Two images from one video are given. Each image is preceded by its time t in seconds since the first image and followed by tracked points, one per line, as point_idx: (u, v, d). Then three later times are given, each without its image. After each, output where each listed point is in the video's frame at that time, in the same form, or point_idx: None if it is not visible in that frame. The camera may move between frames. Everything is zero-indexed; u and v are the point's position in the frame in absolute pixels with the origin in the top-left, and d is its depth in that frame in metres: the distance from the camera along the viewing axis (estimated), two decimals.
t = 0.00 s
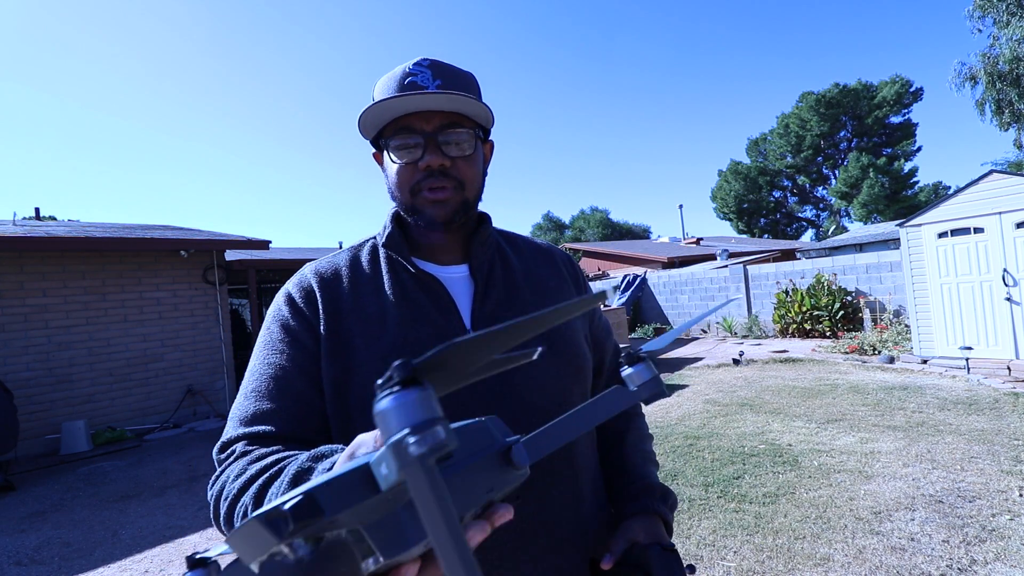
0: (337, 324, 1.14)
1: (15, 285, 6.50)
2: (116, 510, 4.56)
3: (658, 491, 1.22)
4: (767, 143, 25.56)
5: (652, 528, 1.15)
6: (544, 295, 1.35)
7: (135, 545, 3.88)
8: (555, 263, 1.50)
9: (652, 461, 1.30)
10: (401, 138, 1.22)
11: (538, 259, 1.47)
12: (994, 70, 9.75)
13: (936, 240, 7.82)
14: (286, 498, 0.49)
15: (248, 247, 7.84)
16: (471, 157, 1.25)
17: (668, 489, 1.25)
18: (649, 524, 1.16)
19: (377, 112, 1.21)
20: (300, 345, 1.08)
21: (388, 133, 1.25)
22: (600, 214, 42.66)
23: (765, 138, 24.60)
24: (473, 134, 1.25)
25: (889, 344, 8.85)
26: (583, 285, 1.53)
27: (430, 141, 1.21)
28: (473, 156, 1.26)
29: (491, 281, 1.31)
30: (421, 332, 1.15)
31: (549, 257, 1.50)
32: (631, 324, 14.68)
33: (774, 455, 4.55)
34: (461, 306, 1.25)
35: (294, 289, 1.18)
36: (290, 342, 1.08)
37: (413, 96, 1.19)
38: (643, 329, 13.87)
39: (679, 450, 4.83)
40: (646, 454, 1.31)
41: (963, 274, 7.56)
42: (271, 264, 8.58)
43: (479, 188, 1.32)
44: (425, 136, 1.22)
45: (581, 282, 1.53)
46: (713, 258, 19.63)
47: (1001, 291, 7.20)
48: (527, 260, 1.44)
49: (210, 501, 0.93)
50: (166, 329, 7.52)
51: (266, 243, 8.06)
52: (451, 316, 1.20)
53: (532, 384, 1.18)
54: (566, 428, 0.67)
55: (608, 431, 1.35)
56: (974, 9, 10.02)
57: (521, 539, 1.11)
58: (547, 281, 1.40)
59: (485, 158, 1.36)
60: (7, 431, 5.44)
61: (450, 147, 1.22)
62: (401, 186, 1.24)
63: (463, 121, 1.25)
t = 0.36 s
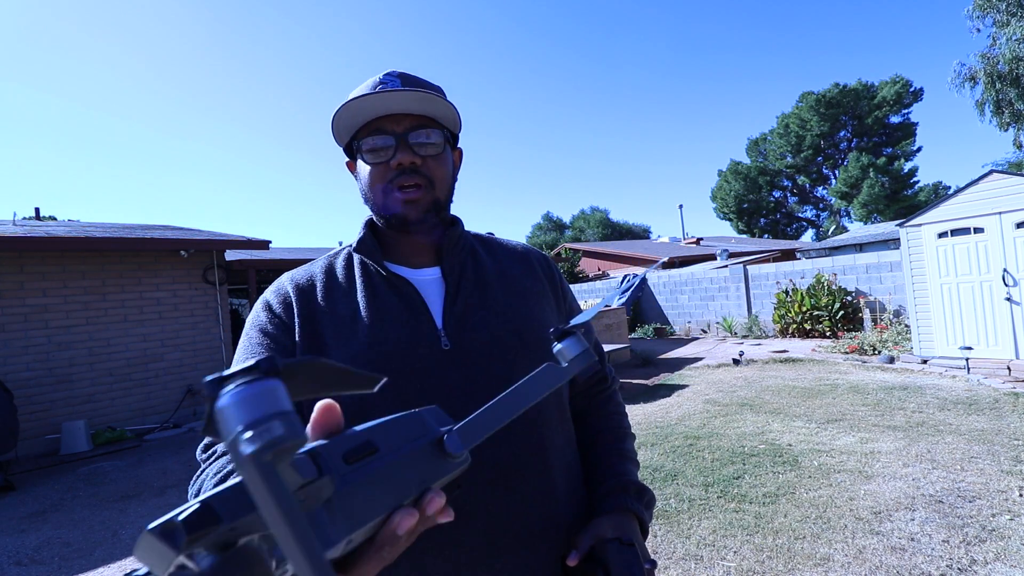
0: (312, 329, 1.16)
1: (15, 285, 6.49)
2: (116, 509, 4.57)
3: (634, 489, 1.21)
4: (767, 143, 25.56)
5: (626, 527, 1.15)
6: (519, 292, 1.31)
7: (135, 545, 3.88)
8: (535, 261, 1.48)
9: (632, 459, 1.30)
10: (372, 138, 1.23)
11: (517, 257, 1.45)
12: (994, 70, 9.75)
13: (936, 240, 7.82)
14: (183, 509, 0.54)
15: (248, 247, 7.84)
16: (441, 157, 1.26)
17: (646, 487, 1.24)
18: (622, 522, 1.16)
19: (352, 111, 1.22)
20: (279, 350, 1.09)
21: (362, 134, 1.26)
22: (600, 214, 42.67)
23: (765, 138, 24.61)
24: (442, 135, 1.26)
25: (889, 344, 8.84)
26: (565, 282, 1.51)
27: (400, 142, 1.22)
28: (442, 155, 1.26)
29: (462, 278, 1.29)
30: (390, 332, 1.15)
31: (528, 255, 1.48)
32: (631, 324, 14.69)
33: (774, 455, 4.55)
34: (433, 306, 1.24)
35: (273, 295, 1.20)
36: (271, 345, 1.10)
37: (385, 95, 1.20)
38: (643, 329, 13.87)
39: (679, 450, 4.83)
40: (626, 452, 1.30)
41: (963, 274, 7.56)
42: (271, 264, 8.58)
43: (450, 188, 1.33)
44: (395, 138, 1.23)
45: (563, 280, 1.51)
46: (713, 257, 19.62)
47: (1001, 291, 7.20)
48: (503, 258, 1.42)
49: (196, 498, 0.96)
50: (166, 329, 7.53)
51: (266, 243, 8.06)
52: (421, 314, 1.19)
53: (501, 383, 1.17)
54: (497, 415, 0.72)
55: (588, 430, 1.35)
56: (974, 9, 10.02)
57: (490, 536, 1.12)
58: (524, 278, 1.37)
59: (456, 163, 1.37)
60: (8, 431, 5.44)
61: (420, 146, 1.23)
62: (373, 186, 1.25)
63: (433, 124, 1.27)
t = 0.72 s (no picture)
0: (305, 329, 1.17)
1: (15, 285, 6.49)
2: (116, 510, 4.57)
3: (625, 491, 1.22)
4: (767, 143, 25.55)
5: (615, 531, 1.15)
6: (512, 293, 1.30)
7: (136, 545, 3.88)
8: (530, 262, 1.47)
9: (625, 462, 1.30)
10: (364, 136, 1.24)
11: (512, 258, 1.44)
12: (994, 70, 9.75)
13: (936, 240, 7.82)
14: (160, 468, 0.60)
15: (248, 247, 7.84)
16: (432, 152, 1.26)
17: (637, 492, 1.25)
18: (612, 527, 1.16)
19: (344, 110, 1.26)
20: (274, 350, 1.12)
21: (357, 134, 1.29)
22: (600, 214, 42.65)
23: (765, 138, 24.60)
24: (432, 130, 1.27)
25: (889, 344, 8.84)
26: (562, 285, 1.50)
27: (391, 138, 1.23)
28: (433, 151, 1.26)
29: (456, 278, 1.29)
30: (381, 330, 1.15)
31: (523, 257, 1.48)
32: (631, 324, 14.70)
33: (774, 455, 4.55)
34: (425, 306, 1.24)
35: (268, 295, 1.21)
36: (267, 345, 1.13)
37: (374, 90, 1.23)
38: (643, 329, 13.88)
39: (679, 450, 4.83)
40: (620, 456, 1.30)
41: (963, 274, 7.56)
42: (270, 264, 8.58)
43: (443, 185, 1.32)
44: (387, 134, 1.24)
45: (559, 282, 1.50)
46: (713, 257, 19.62)
47: (1001, 291, 7.20)
48: (498, 258, 1.41)
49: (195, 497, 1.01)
50: (166, 329, 7.53)
51: (266, 243, 8.06)
52: (412, 312, 1.19)
53: (493, 384, 1.17)
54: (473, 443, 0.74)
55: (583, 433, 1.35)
56: (973, 9, 10.02)
57: (475, 535, 1.12)
58: (519, 278, 1.36)
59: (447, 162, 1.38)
60: (7, 431, 5.44)
61: (411, 140, 1.23)
62: (366, 184, 1.26)
63: (423, 121, 1.28)
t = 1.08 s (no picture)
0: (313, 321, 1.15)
1: (15, 285, 6.50)
2: (116, 509, 4.56)
3: (626, 495, 1.23)
4: (768, 143, 25.55)
5: (613, 535, 1.15)
6: (515, 292, 1.29)
7: (135, 545, 3.88)
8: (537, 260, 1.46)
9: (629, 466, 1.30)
10: (374, 134, 1.24)
11: (518, 256, 1.43)
12: (994, 70, 9.75)
13: (936, 240, 7.82)
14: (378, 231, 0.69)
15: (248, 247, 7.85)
16: (440, 150, 1.25)
17: (640, 497, 1.25)
18: (610, 531, 1.16)
19: (353, 109, 1.27)
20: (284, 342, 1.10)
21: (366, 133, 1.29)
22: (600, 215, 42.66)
23: (765, 138, 24.61)
24: (440, 131, 1.26)
25: (889, 344, 8.84)
26: (571, 283, 1.48)
27: (399, 138, 1.23)
28: (441, 149, 1.25)
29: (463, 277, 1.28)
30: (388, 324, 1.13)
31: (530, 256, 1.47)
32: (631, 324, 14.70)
33: (774, 455, 4.55)
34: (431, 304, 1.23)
35: (284, 294, 1.21)
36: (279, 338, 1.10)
37: (387, 91, 1.24)
38: (643, 329, 13.89)
39: (679, 450, 4.83)
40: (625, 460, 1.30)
41: (963, 274, 7.56)
42: (271, 264, 8.58)
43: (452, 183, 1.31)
44: (395, 134, 1.23)
45: (568, 279, 1.49)
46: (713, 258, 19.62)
47: (1001, 291, 7.20)
48: (506, 255, 1.40)
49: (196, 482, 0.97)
50: (166, 329, 7.53)
51: (266, 243, 8.06)
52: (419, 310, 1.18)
53: (494, 383, 1.17)
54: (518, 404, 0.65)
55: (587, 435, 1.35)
56: (973, 9, 10.02)
57: (470, 533, 1.10)
58: (525, 276, 1.36)
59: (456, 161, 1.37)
60: (7, 431, 5.44)
61: (418, 140, 1.22)
62: (374, 182, 1.25)
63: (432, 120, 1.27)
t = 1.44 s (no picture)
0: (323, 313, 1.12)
1: (15, 285, 6.49)
2: (116, 509, 4.56)
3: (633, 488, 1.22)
4: (768, 143, 25.54)
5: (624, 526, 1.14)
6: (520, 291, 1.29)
7: (135, 545, 3.88)
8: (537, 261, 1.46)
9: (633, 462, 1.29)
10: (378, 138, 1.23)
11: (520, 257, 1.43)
12: (994, 70, 9.74)
13: (936, 240, 7.82)
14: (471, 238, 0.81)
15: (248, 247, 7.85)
16: (444, 152, 1.25)
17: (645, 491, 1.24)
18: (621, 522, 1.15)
19: (356, 117, 1.26)
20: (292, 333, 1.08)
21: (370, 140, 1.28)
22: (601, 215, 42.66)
23: (766, 138, 24.60)
24: (444, 133, 1.25)
25: (889, 344, 8.83)
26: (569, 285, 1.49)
27: (403, 142, 1.22)
28: (445, 152, 1.25)
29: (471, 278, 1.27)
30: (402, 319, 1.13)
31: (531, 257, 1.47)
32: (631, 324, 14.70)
33: (774, 455, 4.55)
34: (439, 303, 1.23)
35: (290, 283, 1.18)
36: (287, 330, 1.06)
37: (393, 96, 1.23)
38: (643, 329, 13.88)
39: (679, 450, 4.83)
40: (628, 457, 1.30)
41: (963, 274, 7.55)
42: (271, 264, 8.58)
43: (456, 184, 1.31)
44: (399, 138, 1.23)
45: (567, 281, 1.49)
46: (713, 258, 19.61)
47: (1001, 291, 7.19)
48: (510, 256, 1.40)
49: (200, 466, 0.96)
50: (166, 329, 7.53)
51: (266, 243, 8.06)
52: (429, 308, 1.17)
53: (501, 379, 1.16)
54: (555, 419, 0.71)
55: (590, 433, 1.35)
56: (974, 9, 10.02)
57: (483, 530, 1.09)
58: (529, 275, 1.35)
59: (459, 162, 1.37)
60: (7, 431, 5.43)
61: (422, 144, 1.22)
62: (380, 186, 1.25)
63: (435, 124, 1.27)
